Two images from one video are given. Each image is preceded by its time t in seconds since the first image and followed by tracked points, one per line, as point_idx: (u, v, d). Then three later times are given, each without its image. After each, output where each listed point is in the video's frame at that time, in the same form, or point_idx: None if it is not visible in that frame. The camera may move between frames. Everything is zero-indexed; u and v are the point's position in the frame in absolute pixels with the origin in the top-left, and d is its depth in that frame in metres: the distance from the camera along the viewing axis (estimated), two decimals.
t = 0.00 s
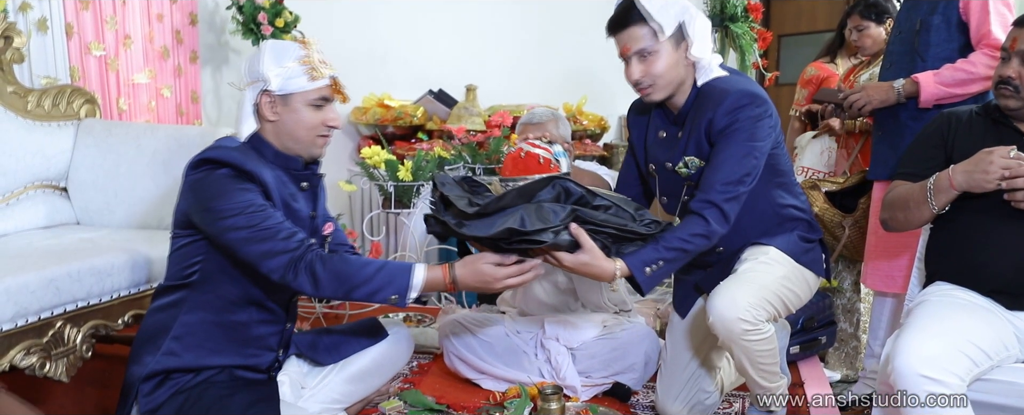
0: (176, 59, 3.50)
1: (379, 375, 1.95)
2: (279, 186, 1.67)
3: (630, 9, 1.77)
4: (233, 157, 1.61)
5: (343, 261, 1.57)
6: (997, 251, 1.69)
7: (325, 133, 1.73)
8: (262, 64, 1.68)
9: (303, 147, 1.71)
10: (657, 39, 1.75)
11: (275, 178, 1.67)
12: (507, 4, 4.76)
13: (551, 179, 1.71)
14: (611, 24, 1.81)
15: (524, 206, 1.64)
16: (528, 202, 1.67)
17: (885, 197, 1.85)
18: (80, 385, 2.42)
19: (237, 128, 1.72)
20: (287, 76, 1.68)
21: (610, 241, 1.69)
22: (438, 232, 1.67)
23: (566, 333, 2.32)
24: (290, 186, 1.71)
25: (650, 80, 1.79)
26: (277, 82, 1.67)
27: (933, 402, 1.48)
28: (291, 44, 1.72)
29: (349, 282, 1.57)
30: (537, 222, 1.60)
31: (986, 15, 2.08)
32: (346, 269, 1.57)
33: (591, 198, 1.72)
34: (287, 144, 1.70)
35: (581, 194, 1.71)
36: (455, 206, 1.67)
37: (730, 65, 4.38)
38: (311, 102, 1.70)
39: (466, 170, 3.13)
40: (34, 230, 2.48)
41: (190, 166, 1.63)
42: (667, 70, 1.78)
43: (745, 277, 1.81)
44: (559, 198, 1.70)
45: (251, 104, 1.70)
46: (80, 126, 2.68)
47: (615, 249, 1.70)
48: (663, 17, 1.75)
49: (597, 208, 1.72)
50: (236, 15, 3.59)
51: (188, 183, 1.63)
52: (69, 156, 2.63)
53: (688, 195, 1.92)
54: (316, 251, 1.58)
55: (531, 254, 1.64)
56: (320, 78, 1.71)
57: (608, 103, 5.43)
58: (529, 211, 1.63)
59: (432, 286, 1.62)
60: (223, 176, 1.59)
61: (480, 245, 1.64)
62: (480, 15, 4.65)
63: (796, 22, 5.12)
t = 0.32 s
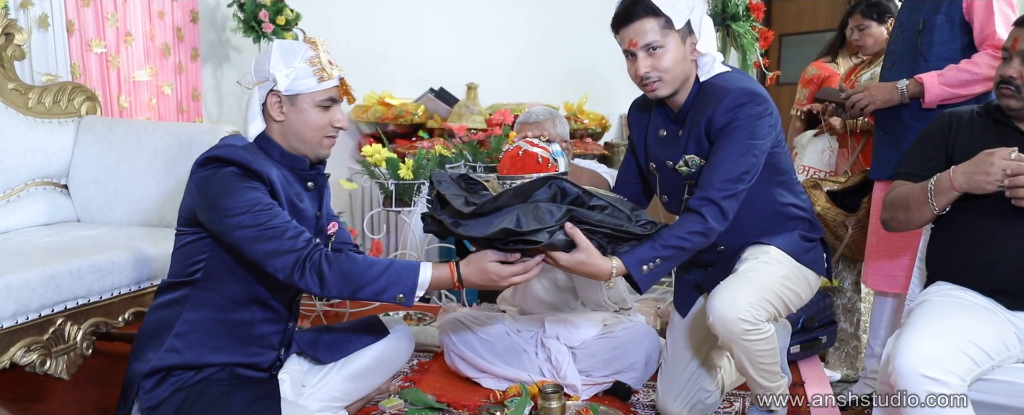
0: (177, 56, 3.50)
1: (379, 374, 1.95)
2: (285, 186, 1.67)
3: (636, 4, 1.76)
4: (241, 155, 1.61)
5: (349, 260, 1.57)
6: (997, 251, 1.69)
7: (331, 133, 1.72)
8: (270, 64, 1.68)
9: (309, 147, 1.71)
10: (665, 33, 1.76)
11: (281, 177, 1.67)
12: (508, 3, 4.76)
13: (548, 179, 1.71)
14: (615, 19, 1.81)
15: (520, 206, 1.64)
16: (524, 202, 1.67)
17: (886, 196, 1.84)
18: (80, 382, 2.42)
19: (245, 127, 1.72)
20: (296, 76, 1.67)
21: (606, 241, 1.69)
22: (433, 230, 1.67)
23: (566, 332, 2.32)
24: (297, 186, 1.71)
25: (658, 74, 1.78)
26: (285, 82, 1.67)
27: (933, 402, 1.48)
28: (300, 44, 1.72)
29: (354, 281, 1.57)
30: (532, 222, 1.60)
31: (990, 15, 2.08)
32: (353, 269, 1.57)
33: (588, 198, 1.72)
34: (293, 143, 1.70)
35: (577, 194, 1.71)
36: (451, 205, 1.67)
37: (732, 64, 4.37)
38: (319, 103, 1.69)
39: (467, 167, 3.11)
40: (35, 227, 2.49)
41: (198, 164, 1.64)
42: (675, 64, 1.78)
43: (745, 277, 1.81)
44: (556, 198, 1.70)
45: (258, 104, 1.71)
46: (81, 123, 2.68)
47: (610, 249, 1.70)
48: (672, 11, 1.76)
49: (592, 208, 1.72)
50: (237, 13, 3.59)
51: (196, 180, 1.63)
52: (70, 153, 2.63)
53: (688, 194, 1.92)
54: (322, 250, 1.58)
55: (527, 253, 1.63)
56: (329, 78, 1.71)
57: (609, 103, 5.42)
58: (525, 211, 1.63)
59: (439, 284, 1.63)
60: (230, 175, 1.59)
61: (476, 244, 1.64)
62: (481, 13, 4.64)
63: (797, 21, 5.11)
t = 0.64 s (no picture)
0: (177, 54, 3.49)
1: (378, 372, 1.95)
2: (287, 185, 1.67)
3: (637, 2, 1.76)
4: (243, 153, 1.60)
5: (349, 261, 1.57)
6: (997, 251, 1.68)
7: (333, 132, 1.71)
8: (273, 62, 1.68)
9: (310, 145, 1.71)
10: (668, 31, 1.76)
11: (282, 176, 1.67)
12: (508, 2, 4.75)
13: (543, 180, 1.67)
14: (617, 18, 1.80)
15: (515, 207, 1.62)
16: (519, 203, 1.63)
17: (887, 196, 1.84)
18: (80, 380, 2.41)
19: (246, 125, 1.72)
20: (299, 75, 1.67)
21: (601, 241, 1.68)
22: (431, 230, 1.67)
23: (565, 331, 2.31)
24: (298, 185, 1.71)
25: (660, 72, 1.78)
26: (288, 81, 1.66)
27: (933, 402, 1.48)
28: (303, 43, 1.72)
29: (354, 281, 1.57)
30: (526, 224, 1.58)
31: (993, 15, 2.07)
32: (353, 270, 1.57)
33: (583, 200, 1.68)
34: (296, 142, 1.70)
35: (573, 195, 1.67)
36: (447, 206, 1.66)
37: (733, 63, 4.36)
38: (322, 102, 1.69)
39: (467, 167, 3.11)
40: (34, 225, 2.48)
41: (200, 162, 1.63)
42: (677, 62, 1.78)
43: (746, 277, 1.81)
44: (551, 199, 1.66)
45: (262, 101, 1.69)
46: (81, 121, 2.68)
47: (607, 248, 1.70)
48: (676, 8, 1.76)
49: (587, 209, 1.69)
50: (237, 11, 3.58)
51: (197, 178, 1.63)
52: (70, 150, 2.63)
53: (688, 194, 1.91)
54: (323, 251, 1.58)
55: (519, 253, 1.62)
56: (332, 77, 1.71)
57: (609, 102, 5.41)
58: (520, 213, 1.60)
59: (439, 283, 1.63)
60: (232, 174, 1.58)
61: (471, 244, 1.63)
62: (481, 12, 4.64)
63: (797, 21, 5.11)
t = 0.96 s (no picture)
0: (176, 52, 3.49)
1: (377, 370, 1.95)
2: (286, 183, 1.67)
3: (636, 2, 1.76)
4: (242, 152, 1.60)
5: (347, 262, 1.57)
6: (997, 251, 1.68)
7: (332, 130, 1.71)
8: (272, 60, 1.68)
9: (309, 144, 1.70)
10: (667, 31, 1.76)
11: (282, 175, 1.67)
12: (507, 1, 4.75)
13: (537, 183, 1.66)
14: (616, 18, 1.80)
15: (509, 210, 1.61)
16: (513, 205, 1.63)
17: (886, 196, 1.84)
18: (78, 378, 2.41)
19: (246, 124, 1.73)
20: (297, 73, 1.67)
21: (595, 242, 1.67)
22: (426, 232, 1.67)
23: (564, 331, 2.31)
24: (297, 184, 1.71)
25: (658, 72, 1.77)
26: (287, 79, 1.66)
27: (933, 402, 1.48)
28: (301, 41, 1.71)
29: (352, 281, 1.57)
30: (519, 226, 1.58)
31: (993, 16, 2.07)
32: (350, 270, 1.57)
33: (576, 201, 1.67)
34: (295, 141, 1.70)
35: (567, 197, 1.66)
36: (441, 208, 1.66)
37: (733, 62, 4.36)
38: (321, 100, 1.69)
39: (465, 166, 3.12)
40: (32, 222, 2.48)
41: (199, 160, 1.62)
42: (676, 62, 1.78)
43: (745, 276, 1.81)
44: (545, 202, 1.65)
45: (261, 100, 1.71)
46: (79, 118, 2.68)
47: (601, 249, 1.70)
48: (674, 7, 1.76)
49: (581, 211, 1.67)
50: (236, 9, 3.58)
51: (196, 176, 1.62)
52: (68, 148, 2.63)
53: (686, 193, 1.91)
54: (321, 252, 1.58)
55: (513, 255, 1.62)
56: (330, 75, 1.70)
57: (609, 101, 5.40)
58: (514, 215, 1.60)
59: (436, 282, 1.64)
60: (231, 172, 1.58)
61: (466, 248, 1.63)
62: (481, 11, 4.64)
63: (797, 21, 5.11)
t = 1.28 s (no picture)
0: (175, 51, 3.49)
1: (376, 371, 1.95)
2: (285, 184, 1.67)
3: (633, 4, 1.76)
4: (241, 153, 1.59)
5: (344, 266, 1.58)
6: (996, 252, 1.69)
7: (331, 130, 1.71)
8: (268, 60, 1.68)
9: (308, 143, 1.70)
10: (664, 32, 1.76)
11: (281, 175, 1.67)
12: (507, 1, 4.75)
13: (531, 184, 1.66)
14: (613, 20, 1.80)
15: (503, 212, 1.61)
16: (507, 207, 1.63)
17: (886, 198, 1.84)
18: (76, 377, 2.41)
19: (245, 124, 1.72)
20: (292, 73, 1.67)
21: (590, 243, 1.67)
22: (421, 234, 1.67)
23: (563, 331, 2.32)
24: (296, 185, 1.71)
25: (656, 73, 1.77)
26: (282, 79, 1.67)
27: (933, 402, 1.48)
28: (297, 41, 1.71)
29: (349, 285, 1.58)
30: (513, 227, 1.58)
31: (993, 17, 2.08)
32: (347, 274, 1.57)
33: (570, 203, 1.67)
34: (293, 141, 1.69)
35: (561, 198, 1.67)
36: (436, 211, 1.66)
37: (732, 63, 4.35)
38: (318, 99, 1.69)
39: (463, 166, 3.15)
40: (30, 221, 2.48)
41: (199, 161, 1.62)
42: (674, 63, 1.78)
43: (744, 277, 1.81)
44: (540, 204, 1.65)
45: (259, 101, 1.71)
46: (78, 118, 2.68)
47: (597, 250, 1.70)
48: (671, 8, 1.76)
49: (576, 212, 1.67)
50: (236, 8, 3.58)
51: (195, 176, 1.62)
52: (67, 147, 2.62)
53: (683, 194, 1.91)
54: (318, 256, 1.58)
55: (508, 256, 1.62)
56: (326, 74, 1.70)
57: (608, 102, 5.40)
58: (508, 216, 1.60)
59: (431, 283, 1.64)
60: (230, 174, 1.58)
61: (461, 250, 1.63)
62: (480, 11, 4.64)
63: (797, 22, 5.11)
